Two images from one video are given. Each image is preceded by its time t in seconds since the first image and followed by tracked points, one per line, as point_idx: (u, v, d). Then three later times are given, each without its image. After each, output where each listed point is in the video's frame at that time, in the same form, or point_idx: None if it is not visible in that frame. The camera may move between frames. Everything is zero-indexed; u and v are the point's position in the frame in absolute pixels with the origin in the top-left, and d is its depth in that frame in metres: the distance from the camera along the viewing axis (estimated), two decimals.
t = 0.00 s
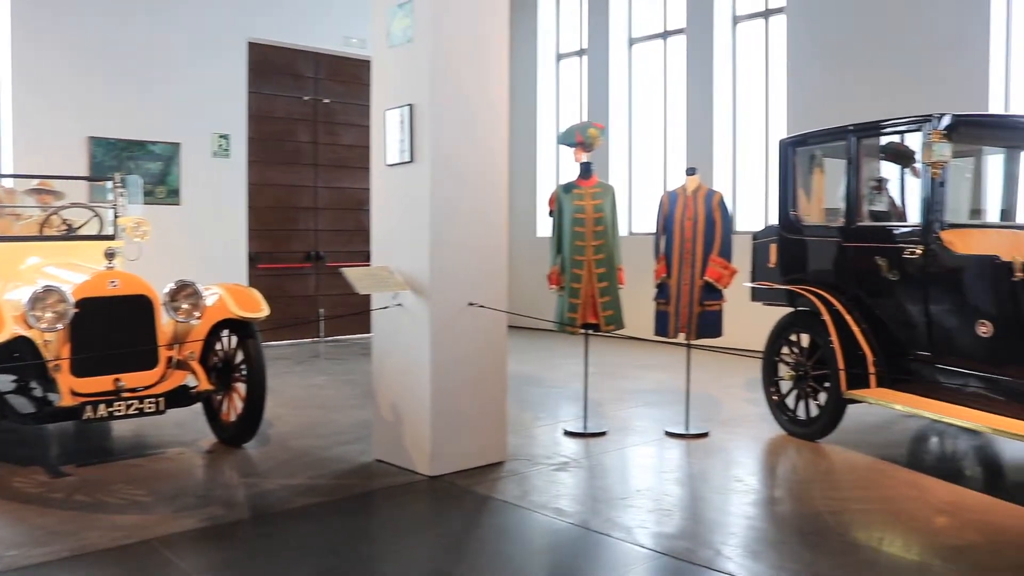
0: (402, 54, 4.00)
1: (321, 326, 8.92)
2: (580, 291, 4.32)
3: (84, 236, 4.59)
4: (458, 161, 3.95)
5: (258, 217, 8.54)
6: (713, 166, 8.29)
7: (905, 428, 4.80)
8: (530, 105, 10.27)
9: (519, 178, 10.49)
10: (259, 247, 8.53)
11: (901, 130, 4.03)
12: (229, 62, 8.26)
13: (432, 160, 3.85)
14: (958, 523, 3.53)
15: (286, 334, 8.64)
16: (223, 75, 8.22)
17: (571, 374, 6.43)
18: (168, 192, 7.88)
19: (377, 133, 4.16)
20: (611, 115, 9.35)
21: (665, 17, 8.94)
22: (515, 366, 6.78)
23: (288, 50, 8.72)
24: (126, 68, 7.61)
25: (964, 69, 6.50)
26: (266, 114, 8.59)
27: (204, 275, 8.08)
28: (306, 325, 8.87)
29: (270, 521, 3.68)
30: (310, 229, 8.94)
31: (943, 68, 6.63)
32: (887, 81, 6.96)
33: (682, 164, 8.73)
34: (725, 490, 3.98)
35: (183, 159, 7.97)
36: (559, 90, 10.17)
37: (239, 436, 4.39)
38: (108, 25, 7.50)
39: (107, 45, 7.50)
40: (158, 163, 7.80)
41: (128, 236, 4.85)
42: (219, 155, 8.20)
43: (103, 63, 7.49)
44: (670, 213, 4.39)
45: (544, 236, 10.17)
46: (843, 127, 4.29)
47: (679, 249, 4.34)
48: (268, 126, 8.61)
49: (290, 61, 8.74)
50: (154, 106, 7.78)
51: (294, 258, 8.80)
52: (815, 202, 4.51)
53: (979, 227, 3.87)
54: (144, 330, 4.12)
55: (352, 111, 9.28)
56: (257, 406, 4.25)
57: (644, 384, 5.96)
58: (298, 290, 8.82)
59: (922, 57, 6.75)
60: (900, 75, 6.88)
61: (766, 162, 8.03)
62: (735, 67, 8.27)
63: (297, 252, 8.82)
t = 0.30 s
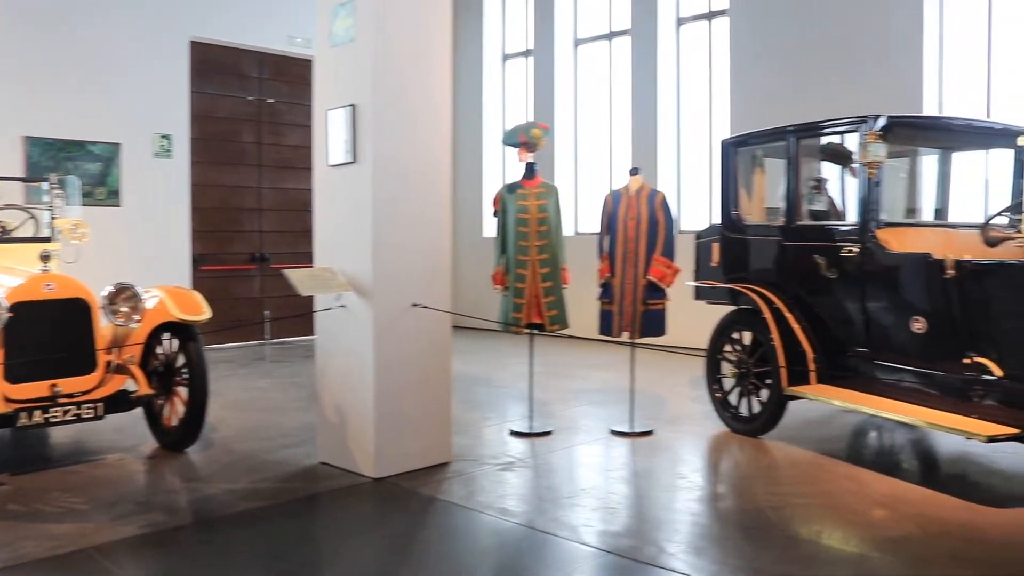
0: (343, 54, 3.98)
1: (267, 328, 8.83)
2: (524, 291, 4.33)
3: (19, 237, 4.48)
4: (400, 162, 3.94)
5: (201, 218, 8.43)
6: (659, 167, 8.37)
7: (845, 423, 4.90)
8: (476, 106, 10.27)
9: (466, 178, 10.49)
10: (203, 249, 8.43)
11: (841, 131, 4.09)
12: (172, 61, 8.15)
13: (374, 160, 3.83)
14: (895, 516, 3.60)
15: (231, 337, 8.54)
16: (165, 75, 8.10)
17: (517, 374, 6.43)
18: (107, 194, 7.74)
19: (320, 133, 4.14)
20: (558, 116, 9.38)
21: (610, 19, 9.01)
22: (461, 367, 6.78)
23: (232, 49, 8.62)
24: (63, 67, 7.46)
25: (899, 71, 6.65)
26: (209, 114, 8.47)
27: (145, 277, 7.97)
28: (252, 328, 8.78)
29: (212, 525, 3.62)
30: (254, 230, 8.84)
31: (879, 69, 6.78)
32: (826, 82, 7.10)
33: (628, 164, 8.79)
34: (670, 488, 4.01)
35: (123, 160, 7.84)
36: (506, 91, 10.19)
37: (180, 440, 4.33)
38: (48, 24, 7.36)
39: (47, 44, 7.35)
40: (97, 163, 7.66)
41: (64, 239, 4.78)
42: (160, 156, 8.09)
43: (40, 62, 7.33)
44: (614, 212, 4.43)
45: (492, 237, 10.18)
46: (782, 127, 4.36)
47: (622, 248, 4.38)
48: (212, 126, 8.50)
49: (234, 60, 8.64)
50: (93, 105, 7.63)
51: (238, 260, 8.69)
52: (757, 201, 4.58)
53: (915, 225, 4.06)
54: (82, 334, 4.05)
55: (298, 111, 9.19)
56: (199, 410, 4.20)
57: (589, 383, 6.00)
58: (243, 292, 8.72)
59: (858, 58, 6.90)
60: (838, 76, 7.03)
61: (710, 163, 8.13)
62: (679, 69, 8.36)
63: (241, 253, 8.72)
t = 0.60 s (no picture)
0: (285, 53, 3.95)
1: (211, 328, 8.74)
2: (469, 291, 4.32)
3: None
4: (343, 162, 3.91)
5: (143, 217, 8.31)
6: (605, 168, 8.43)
7: (785, 421, 4.98)
8: (424, 105, 10.25)
9: (413, 178, 10.46)
10: (144, 248, 8.30)
11: (783, 134, 4.15)
12: (115, 57, 8.00)
13: (317, 160, 3.80)
14: (833, 512, 3.66)
15: (174, 338, 8.42)
16: (108, 71, 7.94)
17: (462, 374, 6.43)
18: (47, 191, 7.53)
19: (263, 132, 4.10)
20: (505, 115, 9.40)
21: (557, 20, 9.05)
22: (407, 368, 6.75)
23: (175, 46, 8.54)
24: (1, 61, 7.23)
25: (839, 76, 6.80)
26: (153, 112, 8.38)
27: (86, 278, 7.81)
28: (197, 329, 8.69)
29: (152, 529, 3.54)
30: (198, 229, 8.76)
31: (820, 75, 6.92)
32: (769, 85, 7.22)
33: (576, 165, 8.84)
34: (614, 486, 4.04)
35: (64, 157, 7.64)
36: (453, 91, 10.19)
37: (119, 443, 4.25)
38: None
39: None
40: (36, 160, 7.45)
41: None
42: (101, 153, 7.92)
43: None
44: (559, 213, 4.45)
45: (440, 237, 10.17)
46: (725, 129, 4.42)
47: (567, 248, 4.40)
48: (154, 124, 8.39)
49: (178, 57, 8.56)
50: (32, 101, 7.41)
51: (181, 260, 8.60)
52: (699, 202, 4.64)
53: (853, 226, 4.12)
54: (15, 336, 3.99)
55: (241, 109, 9.13)
56: (139, 412, 4.12)
57: (534, 383, 6.03)
58: (186, 293, 8.63)
59: (801, 64, 7.02)
60: (781, 80, 7.15)
61: (654, 164, 8.22)
62: (625, 71, 8.44)
63: (186, 253, 8.64)
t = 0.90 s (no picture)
0: (229, 52, 3.91)
1: (158, 330, 8.62)
2: (418, 291, 4.32)
3: None
4: (290, 162, 3.88)
5: (87, 217, 8.15)
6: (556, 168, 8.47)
7: (734, 419, 5.04)
8: (376, 104, 10.21)
9: (365, 178, 10.41)
10: (88, 249, 8.15)
11: (730, 134, 4.17)
12: (59, 54, 7.85)
13: (263, 159, 3.77)
14: (779, 507, 3.71)
15: (120, 341, 8.29)
16: (51, 68, 7.78)
17: (413, 375, 6.42)
18: None
19: (208, 131, 4.05)
20: (457, 114, 9.39)
21: (508, 20, 9.08)
22: (357, 369, 6.71)
23: (120, 43, 8.40)
24: None
25: (783, 77, 6.91)
26: (98, 110, 8.24)
27: (30, 280, 7.66)
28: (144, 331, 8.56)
29: (95, 535, 3.47)
30: (146, 230, 8.63)
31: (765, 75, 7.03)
32: (716, 85, 7.31)
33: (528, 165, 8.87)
34: (565, 485, 4.06)
35: (4, 156, 7.47)
36: (405, 90, 10.17)
37: (62, 449, 4.17)
38: None
39: None
40: None
41: None
42: (44, 152, 7.76)
43: None
44: (508, 213, 4.46)
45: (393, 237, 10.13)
46: (672, 129, 4.45)
47: (516, 248, 4.40)
48: (99, 123, 8.25)
49: (123, 55, 8.43)
50: None
51: (127, 261, 8.47)
52: (648, 202, 4.68)
53: (798, 226, 4.22)
54: None
55: (188, 107, 9.01)
56: (81, 417, 4.05)
57: (484, 383, 6.04)
58: (133, 294, 8.51)
59: (748, 66, 7.11)
60: (728, 82, 7.23)
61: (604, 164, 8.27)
62: (576, 71, 8.49)
63: (133, 254, 8.52)
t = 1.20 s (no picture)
0: (176, 49, 3.86)
1: (106, 332, 8.50)
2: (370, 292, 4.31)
3: None
4: (238, 162, 3.84)
5: (32, 217, 7.99)
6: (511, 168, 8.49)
7: (685, 418, 5.09)
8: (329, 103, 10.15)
9: (319, 177, 10.35)
10: (33, 250, 7.99)
11: (683, 135, 4.18)
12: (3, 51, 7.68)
13: (211, 159, 3.73)
14: (729, 505, 3.75)
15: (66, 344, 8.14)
16: None
17: (365, 377, 6.39)
18: None
19: (155, 130, 4.00)
20: (411, 113, 9.37)
21: (462, 20, 9.08)
22: (309, 371, 6.66)
23: (66, 39, 8.25)
24: None
25: (731, 78, 7.00)
26: (44, 108, 8.08)
27: None
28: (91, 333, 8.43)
29: (39, 541, 3.40)
30: (94, 231, 8.53)
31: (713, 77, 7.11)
32: (667, 86, 7.38)
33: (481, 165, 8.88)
34: (517, 485, 4.07)
35: None
36: (358, 89, 10.14)
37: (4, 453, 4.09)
38: None
39: None
40: None
41: None
42: None
43: None
44: (459, 213, 4.47)
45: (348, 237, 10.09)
46: (623, 130, 4.48)
47: (468, 249, 4.41)
48: (45, 121, 8.09)
49: (69, 52, 8.29)
50: None
51: (74, 262, 8.34)
52: (599, 202, 4.71)
53: (746, 226, 4.25)
54: None
55: (137, 106, 8.93)
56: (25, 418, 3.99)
57: (436, 384, 6.04)
58: (80, 295, 8.38)
59: (698, 68, 7.20)
60: (678, 83, 7.31)
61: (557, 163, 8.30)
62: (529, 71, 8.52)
63: (80, 255, 8.39)
